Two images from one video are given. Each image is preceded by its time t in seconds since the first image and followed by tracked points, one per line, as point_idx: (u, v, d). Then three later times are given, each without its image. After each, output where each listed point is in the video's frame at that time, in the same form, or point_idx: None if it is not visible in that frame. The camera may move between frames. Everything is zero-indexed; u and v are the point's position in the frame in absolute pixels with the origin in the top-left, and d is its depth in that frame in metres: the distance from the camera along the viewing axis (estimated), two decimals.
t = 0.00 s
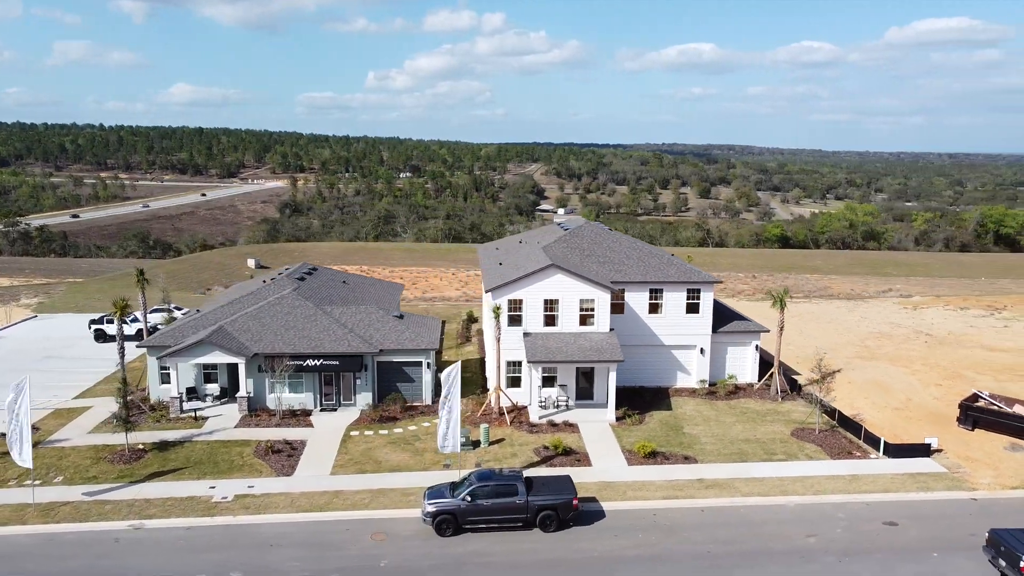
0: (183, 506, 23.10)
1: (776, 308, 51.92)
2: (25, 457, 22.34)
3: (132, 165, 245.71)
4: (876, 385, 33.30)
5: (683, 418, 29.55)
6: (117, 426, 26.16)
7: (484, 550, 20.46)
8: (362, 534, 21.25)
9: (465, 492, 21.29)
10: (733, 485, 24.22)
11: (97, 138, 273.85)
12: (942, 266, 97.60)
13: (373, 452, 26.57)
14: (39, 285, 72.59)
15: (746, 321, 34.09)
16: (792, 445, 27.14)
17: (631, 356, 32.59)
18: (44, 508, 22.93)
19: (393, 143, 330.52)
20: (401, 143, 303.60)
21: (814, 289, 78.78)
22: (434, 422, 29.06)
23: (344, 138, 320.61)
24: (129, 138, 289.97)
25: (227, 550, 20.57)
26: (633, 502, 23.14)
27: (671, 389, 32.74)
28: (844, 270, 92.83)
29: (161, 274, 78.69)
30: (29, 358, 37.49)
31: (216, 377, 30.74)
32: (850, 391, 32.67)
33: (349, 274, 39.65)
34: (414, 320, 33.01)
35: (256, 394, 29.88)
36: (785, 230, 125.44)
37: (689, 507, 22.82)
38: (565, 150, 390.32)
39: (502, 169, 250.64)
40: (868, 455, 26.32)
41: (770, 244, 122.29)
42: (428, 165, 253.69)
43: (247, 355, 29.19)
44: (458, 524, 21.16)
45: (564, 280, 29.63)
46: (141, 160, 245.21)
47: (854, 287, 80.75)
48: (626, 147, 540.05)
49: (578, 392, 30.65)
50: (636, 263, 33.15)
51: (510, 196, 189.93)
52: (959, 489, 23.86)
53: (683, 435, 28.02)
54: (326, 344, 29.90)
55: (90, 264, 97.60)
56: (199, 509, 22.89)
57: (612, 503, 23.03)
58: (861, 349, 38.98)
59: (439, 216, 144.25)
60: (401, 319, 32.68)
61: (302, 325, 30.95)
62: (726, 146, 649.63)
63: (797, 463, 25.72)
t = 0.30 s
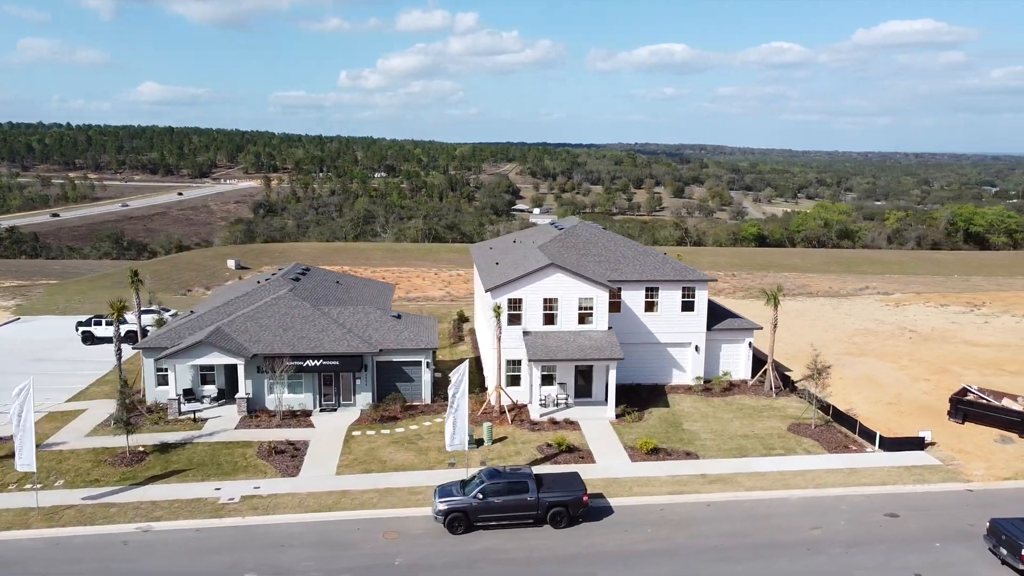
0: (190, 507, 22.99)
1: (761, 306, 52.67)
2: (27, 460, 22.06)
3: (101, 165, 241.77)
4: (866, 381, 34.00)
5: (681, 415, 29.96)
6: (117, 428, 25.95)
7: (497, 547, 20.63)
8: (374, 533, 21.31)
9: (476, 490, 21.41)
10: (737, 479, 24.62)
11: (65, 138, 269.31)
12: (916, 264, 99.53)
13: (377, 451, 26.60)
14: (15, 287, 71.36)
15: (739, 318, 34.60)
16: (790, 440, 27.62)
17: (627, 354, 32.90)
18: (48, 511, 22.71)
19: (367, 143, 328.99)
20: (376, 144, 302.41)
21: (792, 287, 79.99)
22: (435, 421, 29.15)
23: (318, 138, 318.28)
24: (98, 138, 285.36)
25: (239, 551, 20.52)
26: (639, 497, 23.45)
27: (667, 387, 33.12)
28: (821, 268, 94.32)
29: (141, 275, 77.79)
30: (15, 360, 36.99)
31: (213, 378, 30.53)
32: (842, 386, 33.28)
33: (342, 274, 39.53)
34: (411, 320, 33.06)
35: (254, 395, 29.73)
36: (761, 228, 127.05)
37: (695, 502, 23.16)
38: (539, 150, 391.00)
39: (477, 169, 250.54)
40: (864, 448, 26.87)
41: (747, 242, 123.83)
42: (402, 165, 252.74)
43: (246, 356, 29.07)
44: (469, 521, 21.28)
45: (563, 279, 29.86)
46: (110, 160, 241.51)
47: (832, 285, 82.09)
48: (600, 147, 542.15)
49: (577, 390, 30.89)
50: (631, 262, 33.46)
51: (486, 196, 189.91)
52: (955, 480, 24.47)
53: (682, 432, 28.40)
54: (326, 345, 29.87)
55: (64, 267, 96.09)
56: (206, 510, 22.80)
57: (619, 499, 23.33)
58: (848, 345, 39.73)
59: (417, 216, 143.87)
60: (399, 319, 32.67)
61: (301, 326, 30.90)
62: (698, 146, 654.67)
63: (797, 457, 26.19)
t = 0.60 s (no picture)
0: (196, 509, 22.87)
1: (746, 304, 53.34)
2: (30, 464, 21.97)
3: (69, 165, 237.48)
4: (856, 376, 34.68)
5: (679, 412, 30.34)
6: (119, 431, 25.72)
7: (509, 544, 20.79)
8: (385, 532, 21.37)
9: (486, 488, 21.56)
10: (739, 474, 25.03)
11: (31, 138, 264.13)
12: (890, 262, 101.25)
13: (381, 450, 26.67)
14: None
15: (732, 316, 35.09)
16: (787, 435, 28.11)
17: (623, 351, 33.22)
18: (52, 515, 22.47)
19: (341, 143, 326.93)
20: (350, 144, 300.59)
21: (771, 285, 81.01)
22: (436, 421, 29.25)
23: (291, 137, 315.55)
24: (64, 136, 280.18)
25: (251, 551, 20.49)
26: (644, 492, 23.75)
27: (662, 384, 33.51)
28: (798, 266, 95.61)
29: (119, 276, 76.70)
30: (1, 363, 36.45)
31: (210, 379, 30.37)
32: (833, 382, 33.90)
33: (335, 274, 39.45)
34: (408, 319, 33.13)
35: (253, 396, 29.62)
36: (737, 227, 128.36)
37: (699, 496, 23.52)
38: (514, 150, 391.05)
39: (452, 169, 250.12)
40: (859, 442, 27.44)
41: (724, 241, 125.03)
42: (376, 165, 251.47)
43: (246, 356, 28.95)
44: (480, 519, 21.44)
45: (562, 278, 30.11)
46: (78, 160, 237.28)
47: (809, 282, 83.30)
48: (574, 147, 542.77)
49: (575, 388, 31.15)
50: (627, 262, 33.79)
51: (462, 195, 189.63)
52: (949, 472, 25.12)
53: (681, 428, 28.78)
54: (326, 345, 29.85)
55: (36, 269, 94.35)
56: (214, 511, 22.71)
57: (625, 494, 23.63)
58: (836, 342, 40.46)
59: (395, 215, 143.31)
60: (396, 319, 32.71)
61: (299, 326, 30.85)
62: (669, 145, 658.74)
63: (795, 451, 26.69)
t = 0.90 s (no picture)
0: (202, 511, 22.75)
1: (730, 302, 54.06)
2: (34, 467, 21.63)
3: (34, 164, 232.66)
4: (845, 371, 35.39)
5: (675, 408, 30.76)
6: (119, 433, 25.49)
7: (521, 540, 21.00)
8: (396, 530, 21.44)
9: (496, 486, 21.75)
10: (739, 468, 25.45)
11: None
12: (863, 260, 103.09)
13: (385, 450, 26.74)
14: None
15: (723, 314, 35.61)
16: (782, 429, 28.64)
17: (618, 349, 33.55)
18: (56, 519, 22.23)
19: (313, 142, 324.42)
20: (323, 144, 298.62)
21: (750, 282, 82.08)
22: (436, 420, 29.36)
23: (261, 137, 312.29)
24: (28, 135, 274.51)
25: (263, 552, 20.48)
26: (648, 488, 24.10)
27: (657, 381, 33.93)
28: (774, 264, 96.94)
29: (94, 277, 75.50)
30: None
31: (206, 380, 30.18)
32: (823, 378, 34.57)
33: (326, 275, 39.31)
34: (405, 319, 33.21)
35: (251, 396, 29.48)
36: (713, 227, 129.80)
37: (703, 491, 23.92)
38: (486, 149, 390.87)
39: (426, 169, 249.53)
40: (853, 436, 28.02)
41: (699, 240, 126.33)
42: (349, 164, 250.00)
43: (245, 357, 28.83)
44: (490, 516, 21.62)
45: (559, 277, 30.42)
46: (44, 159, 232.66)
47: (786, 280, 84.56)
48: (546, 147, 544.53)
49: (572, 386, 31.43)
50: (620, 261, 34.17)
51: (436, 195, 189.25)
52: (942, 464, 25.79)
53: (678, 424, 29.19)
54: (324, 345, 29.83)
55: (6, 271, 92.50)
56: (221, 513, 22.64)
57: (629, 490, 23.94)
58: (821, 338, 41.23)
59: (372, 216, 142.74)
60: (393, 319, 32.77)
61: (296, 327, 30.78)
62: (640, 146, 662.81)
63: (792, 445, 27.20)
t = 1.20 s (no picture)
0: (209, 513, 22.70)
1: (713, 300, 54.72)
2: (38, 470, 21.43)
3: None
4: (832, 367, 36.10)
5: (670, 404, 31.19)
6: (119, 435, 25.30)
7: (532, 536, 21.24)
8: (406, 527, 21.57)
9: (505, 483, 21.94)
10: (738, 463, 25.93)
11: None
12: (837, 258, 104.75)
13: (386, 449, 26.80)
14: None
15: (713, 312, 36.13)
16: (776, 424, 29.19)
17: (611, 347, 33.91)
18: (60, 523, 22.04)
19: (284, 142, 321.68)
20: (294, 143, 296.14)
21: (728, 279, 83.07)
22: (435, 420, 29.50)
23: (231, 136, 308.65)
24: None
25: (275, 552, 20.49)
26: (651, 483, 24.43)
27: (650, 378, 34.33)
28: (750, 263, 98.13)
29: (68, 279, 74.26)
30: None
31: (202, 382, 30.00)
32: (811, 374, 35.21)
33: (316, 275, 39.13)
34: (400, 319, 33.27)
35: (248, 398, 29.35)
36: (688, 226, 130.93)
37: (705, 485, 24.34)
38: (458, 148, 390.32)
39: (398, 168, 248.57)
40: (846, 429, 28.66)
41: (675, 239, 127.38)
42: (320, 164, 248.26)
43: (242, 358, 28.74)
44: (499, 513, 21.83)
45: (556, 276, 30.71)
46: (7, 160, 228.07)
47: (763, 278, 85.69)
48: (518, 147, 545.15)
49: (569, 384, 31.69)
50: (614, 260, 34.53)
51: (410, 195, 188.63)
52: (933, 456, 26.49)
53: (674, 420, 29.61)
54: (322, 345, 29.81)
55: None
56: (228, 514, 22.62)
57: (633, 486, 24.27)
58: (806, 335, 42.00)
59: (347, 216, 141.98)
60: (388, 319, 32.82)
61: (293, 327, 30.73)
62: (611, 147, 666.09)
63: (787, 440, 27.73)
